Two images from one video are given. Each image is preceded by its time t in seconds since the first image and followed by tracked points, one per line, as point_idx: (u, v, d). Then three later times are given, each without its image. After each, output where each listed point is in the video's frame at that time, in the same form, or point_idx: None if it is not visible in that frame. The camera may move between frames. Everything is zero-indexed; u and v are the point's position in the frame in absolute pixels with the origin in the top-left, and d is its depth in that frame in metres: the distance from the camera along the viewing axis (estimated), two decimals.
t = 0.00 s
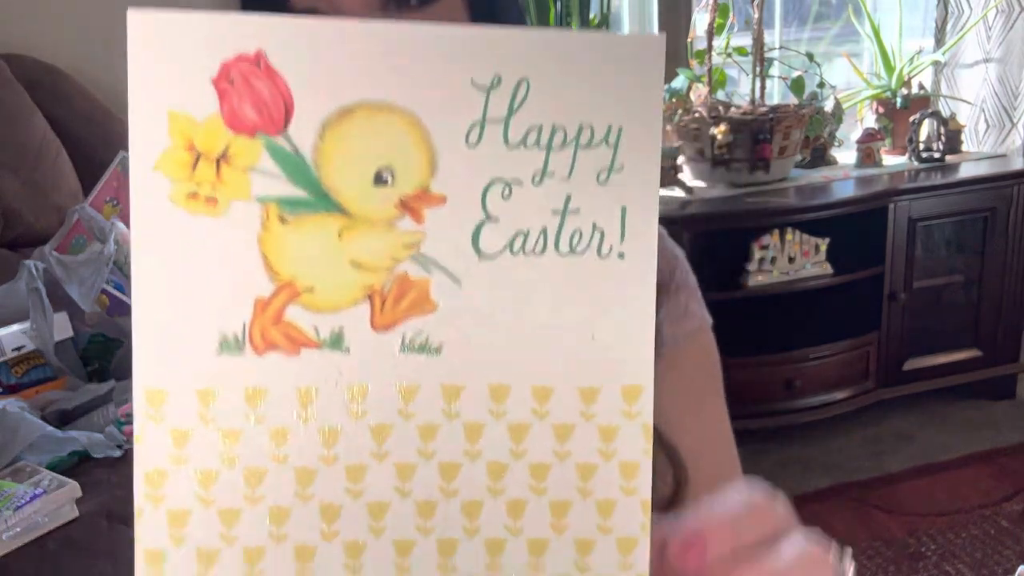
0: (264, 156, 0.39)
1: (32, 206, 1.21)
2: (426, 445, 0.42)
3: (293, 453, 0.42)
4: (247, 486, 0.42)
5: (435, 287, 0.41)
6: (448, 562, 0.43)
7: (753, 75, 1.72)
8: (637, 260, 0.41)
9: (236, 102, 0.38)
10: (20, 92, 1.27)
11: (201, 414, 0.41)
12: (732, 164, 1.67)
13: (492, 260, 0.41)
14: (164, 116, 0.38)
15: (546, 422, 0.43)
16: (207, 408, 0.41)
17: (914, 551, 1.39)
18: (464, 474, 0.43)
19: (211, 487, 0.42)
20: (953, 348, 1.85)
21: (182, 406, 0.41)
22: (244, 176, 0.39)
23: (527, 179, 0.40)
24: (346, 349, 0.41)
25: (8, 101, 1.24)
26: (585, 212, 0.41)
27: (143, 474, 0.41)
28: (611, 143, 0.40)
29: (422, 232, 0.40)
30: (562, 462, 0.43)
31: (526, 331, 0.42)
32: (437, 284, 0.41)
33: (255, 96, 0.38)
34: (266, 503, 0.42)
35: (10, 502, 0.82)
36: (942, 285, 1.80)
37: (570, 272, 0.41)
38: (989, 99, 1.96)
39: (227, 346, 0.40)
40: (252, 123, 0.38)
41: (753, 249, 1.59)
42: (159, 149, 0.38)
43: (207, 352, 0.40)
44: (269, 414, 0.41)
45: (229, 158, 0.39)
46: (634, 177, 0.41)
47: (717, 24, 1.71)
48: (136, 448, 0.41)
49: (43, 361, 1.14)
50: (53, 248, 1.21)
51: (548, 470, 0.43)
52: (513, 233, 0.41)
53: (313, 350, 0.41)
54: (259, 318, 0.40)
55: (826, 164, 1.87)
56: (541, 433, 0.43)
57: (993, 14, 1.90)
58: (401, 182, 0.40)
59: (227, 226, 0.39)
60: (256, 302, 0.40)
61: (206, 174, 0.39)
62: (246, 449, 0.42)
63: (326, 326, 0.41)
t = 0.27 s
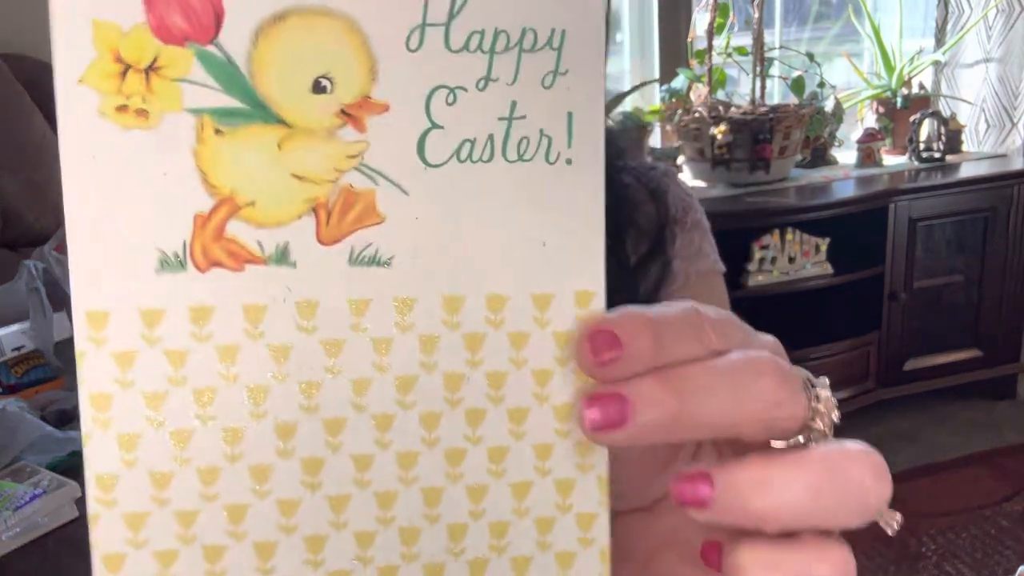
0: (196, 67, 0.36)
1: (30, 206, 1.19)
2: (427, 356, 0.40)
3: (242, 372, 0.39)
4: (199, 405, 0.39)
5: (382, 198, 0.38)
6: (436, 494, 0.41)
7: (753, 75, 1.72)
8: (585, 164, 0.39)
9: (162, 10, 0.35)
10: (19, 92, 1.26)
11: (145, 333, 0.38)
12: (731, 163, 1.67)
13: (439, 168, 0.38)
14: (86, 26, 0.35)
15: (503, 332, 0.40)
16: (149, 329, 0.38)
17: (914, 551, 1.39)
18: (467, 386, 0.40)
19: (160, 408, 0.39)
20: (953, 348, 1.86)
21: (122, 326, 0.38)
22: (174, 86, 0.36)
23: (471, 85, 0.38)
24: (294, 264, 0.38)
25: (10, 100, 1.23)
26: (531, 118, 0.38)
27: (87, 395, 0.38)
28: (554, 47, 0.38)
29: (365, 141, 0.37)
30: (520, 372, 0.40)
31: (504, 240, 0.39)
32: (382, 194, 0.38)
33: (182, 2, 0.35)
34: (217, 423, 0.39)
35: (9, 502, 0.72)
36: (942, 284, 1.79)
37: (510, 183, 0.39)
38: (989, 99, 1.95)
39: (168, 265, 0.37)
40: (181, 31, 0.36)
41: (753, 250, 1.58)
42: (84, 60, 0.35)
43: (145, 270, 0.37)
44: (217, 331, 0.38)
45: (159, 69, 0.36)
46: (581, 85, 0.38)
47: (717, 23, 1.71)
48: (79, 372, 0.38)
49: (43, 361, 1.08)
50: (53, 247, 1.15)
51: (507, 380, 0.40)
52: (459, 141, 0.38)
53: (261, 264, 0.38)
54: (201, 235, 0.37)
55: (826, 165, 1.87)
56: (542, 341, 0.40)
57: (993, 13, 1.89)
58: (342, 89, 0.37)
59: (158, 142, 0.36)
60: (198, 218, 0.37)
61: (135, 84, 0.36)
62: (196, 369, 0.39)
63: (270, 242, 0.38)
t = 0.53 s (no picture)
0: (235, 102, 0.39)
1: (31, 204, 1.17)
2: (457, 368, 0.43)
3: (283, 387, 0.42)
4: (241, 422, 0.42)
5: (411, 218, 0.41)
6: (470, 505, 0.43)
7: (753, 75, 1.71)
8: (606, 179, 0.41)
9: (202, 50, 0.39)
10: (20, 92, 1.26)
11: (191, 354, 0.41)
12: (731, 163, 1.67)
13: (464, 187, 0.41)
14: (134, 70, 0.38)
15: (532, 342, 0.43)
16: (194, 350, 0.41)
17: (914, 551, 1.39)
18: (496, 399, 0.43)
19: (204, 427, 0.41)
20: (953, 348, 1.86)
21: (168, 351, 0.41)
22: (218, 123, 0.39)
23: (491, 106, 0.41)
24: (329, 282, 0.41)
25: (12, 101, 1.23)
26: (551, 135, 0.41)
27: (136, 417, 0.41)
28: (570, 67, 0.41)
29: (394, 163, 0.40)
30: (548, 381, 0.43)
31: (531, 258, 0.42)
32: (411, 215, 0.41)
33: (222, 44, 0.39)
34: (259, 437, 0.42)
35: (9, 502, 0.72)
36: (943, 284, 1.79)
37: (534, 196, 0.41)
38: (989, 99, 1.95)
39: (210, 287, 0.40)
40: (220, 71, 0.39)
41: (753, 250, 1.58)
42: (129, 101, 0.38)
43: (189, 295, 0.40)
44: (257, 350, 0.41)
45: (202, 106, 0.39)
46: (595, 101, 0.41)
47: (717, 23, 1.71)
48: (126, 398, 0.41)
49: (42, 361, 1.06)
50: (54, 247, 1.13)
51: (535, 390, 0.43)
52: (483, 160, 0.41)
53: (298, 284, 0.41)
54: (242, 257, 0.40)
55: (826, 164, 1.88)
56: (568, 350, 0.43)
57: (993, 14, 1.89)
58: (372, 117, 0.40)
59: (203, 174, 0.40)
60: (238, 242, 0.40)
61: (180, 123, 0.39)
62: (240, 387, 0.42)
63: (306, 263, 0.41)
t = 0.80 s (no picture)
0: (229, 161, 0.38)
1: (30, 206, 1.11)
2: (465, 442, 0.41)
3: (278, 463, 0.40)
4: (234, 500, 0.40)
5: (414, 282, 0.40)
6: None
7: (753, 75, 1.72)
8: (620, 240, 0.41)
9: (196, 107, 0.37)
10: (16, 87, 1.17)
11: (182, 429, 0.40)
12: (731, 163, 1.67)
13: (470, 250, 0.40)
14: (124, 128, 0.37)
15: (541, 413, 0.42)
16: (186, 424, 0.40)
17: (914, 551, 1.38)
18: (503, 475, 0.42)
19: (196, 504, 0.40)
20: (953, 349, 1.86)
21: (160, 424, 0.39)
22: (211, 182, 0.38)
23: (502, 165, 0.40)
24: (329, 351, 0.40)
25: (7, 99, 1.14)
26: (564, 196, 0.40)
27: (124, 494, 0.39)
28: (585, 122, 0.40)
29: (398, 226, 0.39)
30: (559, 455, 0.42)
31: (540, 321, 0.41)
32: (417, 278, 0.40)
33: (217, 101, 0.38)
34: (253, 515, 0.40)
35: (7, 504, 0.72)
36: (943, 284, 1.80)
37: (548, 254, 0.40)
38: (989, 99, 1.95)
39: (202, 357, 0.39)
40: (214, 129, 0.38)
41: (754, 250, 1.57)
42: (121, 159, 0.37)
43: (181, 366, 0.39)
44: (252, 425, 0.40)
45: (195, 165, 0.38)
46: (615, 157, 0.40)
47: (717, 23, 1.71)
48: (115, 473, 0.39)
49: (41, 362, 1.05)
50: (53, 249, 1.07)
51: (546, 462, 0.42)
52: (491, 222, 0.40)
53: (298, 352, 0.40)
54: (238, 325, 0.39)
55: (826, 165, 1.88)
56: (583, 421, 0.42)
57: (993, 13, 1.89)
58: (372, 177, 0.39)
59: (192, 237, 0.38)
60: (232, 308, 0.39)
61: (173, 183, 0.38)
62: (231, 464, 0.40)
63: (305, 330, 0.39)
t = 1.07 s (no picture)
0: (271, 165, 0.39)
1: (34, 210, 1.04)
2: (485, 443, 0.41)
3: (305, 457, 0.41)
4: (260, 491, 0.41)
5: (440, 284, 0.40)
6: None
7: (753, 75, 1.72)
8: (645, 246, 0.40)
9: (242, 115, 0.38)
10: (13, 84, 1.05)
11: (214, 420, 0.40)
12: (731, 164, 1.67)
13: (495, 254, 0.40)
14: (174, 132, 0.38)
15: (563, 417, 0.41)
16: (218, 415, 0.40)
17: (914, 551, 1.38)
18: (524, 478, 0.42)
19: (224, 494, 0.40)
20: (954, 349, 1.86)
21: (193, 414, 0.40)
22: (253, 188, 0.39)
23: (529, 172, 0.40)
24: (356, 349, 0.40)
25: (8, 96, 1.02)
26: (589, 201, 0.40)
27: (156, 481, 0.40)
28: (611, 132, 0.40)
29: (426, 230, 0.39)
30: (580, 458, 0.42)
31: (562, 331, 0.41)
32: (443, 281, 0.40)
33: (261, 109, 0.38)
34: (278, 508, 0.41)
35: None
36: (943, 284, 1.80)
37: (569, 263, 0.40)
38: (989, 99, 1.96)
39: (237, 351, 0.40)
40: (257, 134, 0.38)
41: (754, 250, 1.56)
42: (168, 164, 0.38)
43: (216, 359, 0.40)
44: (281, 418, 0.40)
45: (239, 169, 0.39)
46: (638, 167, 0.40)
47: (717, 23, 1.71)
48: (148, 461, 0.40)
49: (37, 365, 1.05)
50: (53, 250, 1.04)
51: (566, 467, 0.42)
52: (516, 227, 0.40)
53: (324, 351, 0.40)
54: (271, 322, 0.39)
55: (826, 165, 1.88)
56: (604, 426, 0.42)
57: (993, 14, 1.89)
58: (406, 183, 0.39)
59: (236, 236, 0.39)
60: (268, 305, 0.39)
61: (217, 185, 0.39)
62: (259, 456, 0.40)
63: (335, 327, 0.40)
